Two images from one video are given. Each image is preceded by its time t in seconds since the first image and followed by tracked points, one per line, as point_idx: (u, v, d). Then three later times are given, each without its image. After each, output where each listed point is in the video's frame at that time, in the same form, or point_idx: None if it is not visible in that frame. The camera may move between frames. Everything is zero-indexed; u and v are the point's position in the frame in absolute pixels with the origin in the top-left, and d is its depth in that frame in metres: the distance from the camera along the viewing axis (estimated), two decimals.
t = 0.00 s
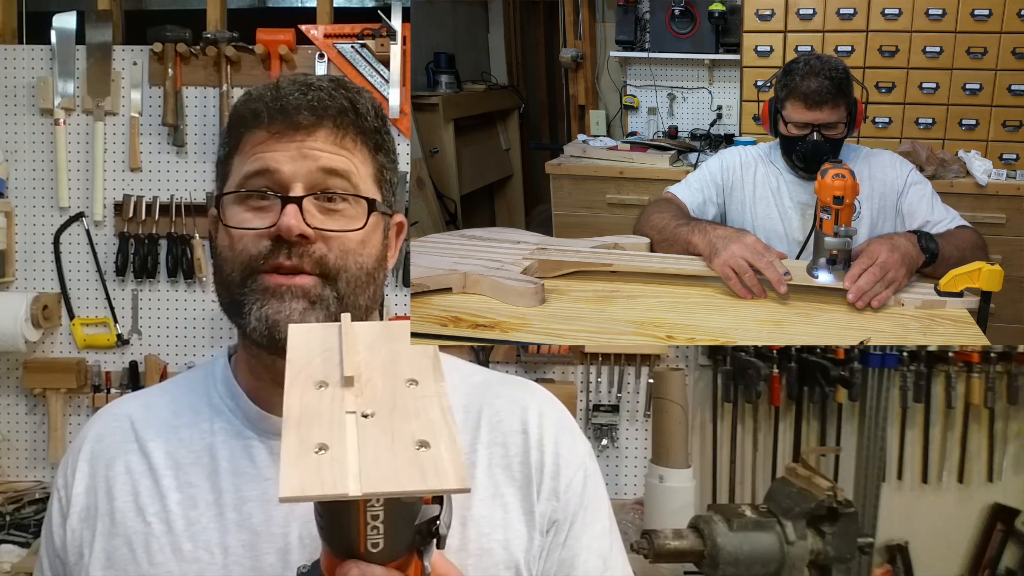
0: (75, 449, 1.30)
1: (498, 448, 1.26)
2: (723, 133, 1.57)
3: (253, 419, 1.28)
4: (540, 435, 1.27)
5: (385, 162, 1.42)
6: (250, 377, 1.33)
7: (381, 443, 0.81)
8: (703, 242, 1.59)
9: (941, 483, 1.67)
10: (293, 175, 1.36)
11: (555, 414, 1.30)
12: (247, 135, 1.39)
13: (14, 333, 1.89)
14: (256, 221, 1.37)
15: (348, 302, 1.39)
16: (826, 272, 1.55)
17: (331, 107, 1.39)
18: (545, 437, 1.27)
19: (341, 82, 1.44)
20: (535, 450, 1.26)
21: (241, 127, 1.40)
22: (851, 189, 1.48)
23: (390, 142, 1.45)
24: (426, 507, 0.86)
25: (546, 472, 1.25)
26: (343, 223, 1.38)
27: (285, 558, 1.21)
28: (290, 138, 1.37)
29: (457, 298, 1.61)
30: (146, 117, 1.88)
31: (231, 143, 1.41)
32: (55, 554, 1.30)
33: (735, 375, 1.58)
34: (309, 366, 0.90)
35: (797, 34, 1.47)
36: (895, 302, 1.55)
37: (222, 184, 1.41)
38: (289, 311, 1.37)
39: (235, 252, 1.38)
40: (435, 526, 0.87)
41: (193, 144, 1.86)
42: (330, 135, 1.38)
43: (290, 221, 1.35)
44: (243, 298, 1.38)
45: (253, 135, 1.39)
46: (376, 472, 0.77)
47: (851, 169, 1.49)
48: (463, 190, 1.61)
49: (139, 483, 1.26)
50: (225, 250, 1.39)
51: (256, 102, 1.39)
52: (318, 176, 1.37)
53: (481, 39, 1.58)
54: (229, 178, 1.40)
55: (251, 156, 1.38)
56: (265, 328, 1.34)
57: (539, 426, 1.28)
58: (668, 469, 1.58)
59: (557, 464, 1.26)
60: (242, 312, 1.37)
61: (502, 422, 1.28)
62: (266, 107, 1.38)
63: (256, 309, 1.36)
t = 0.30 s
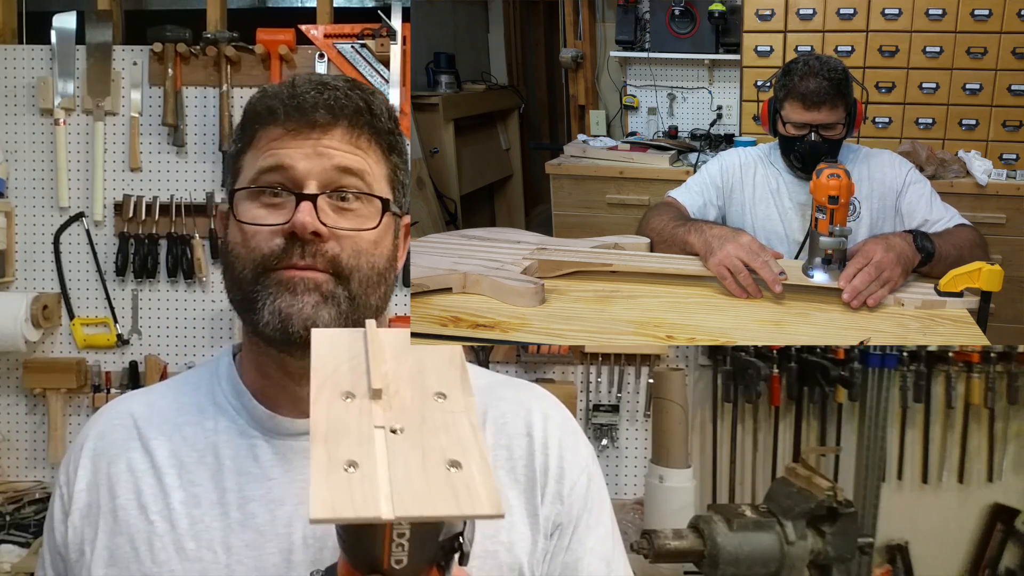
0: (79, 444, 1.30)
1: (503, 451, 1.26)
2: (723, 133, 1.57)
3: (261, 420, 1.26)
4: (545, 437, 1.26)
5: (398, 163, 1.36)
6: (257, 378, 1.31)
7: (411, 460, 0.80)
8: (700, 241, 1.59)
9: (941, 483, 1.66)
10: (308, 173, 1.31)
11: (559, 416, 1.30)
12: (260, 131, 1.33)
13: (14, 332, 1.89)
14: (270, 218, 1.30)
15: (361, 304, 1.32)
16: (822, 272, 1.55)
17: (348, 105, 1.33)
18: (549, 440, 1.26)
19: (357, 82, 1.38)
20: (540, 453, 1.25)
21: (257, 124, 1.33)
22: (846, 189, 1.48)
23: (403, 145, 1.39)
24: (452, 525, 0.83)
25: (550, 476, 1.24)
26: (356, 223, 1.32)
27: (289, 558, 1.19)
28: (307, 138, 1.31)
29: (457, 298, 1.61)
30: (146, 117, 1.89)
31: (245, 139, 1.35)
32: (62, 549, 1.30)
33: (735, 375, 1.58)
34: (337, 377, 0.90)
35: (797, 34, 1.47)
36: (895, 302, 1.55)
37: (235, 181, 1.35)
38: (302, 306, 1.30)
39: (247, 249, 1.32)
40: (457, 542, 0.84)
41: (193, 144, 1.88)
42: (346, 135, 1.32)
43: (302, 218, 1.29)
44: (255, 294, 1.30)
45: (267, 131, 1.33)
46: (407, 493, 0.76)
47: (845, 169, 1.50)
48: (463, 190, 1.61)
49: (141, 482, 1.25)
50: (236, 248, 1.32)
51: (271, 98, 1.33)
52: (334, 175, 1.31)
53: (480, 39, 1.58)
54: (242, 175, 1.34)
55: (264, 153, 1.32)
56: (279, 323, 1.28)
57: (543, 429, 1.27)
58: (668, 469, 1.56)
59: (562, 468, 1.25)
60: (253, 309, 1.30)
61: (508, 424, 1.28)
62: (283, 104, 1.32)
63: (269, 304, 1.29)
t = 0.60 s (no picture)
0: (80, 442, 1.22)
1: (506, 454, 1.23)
2: (723, 133, 1.55)
3: (263, 421, 1.17)
4: (547, 441, 1.23)
5: (402, 164, 1.33)
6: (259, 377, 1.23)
7: (436, 482, 0.71)
8: (696, 241, 1.58)
9: (941, 482, 1.67)
10: (311, 175, 1.26)
11: (562, 419, 1.27)
12: (262, 131, 1.28)
13: (14, 333, 1.88)
14: (272, 219, 1.25)
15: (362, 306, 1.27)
16: (817, 271, 1.53)
17: (352, 107, 1.30)
18: (552, 442, 1.23)
19: (361, 82, 1.34)
20: (542, 456, 1.22)
21: (259, 124, 1.29)
22: (841, 189, 1.48)
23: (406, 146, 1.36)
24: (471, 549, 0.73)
25: (554, 479, 1.20)
26: (360, 224, 1.28)
27: (289, 561, 1.09)
28: (309, 140, 1.27)
29: (457, 298, 1.61)
30: (145, 117, 1.89)
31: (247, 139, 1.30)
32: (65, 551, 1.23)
33: (735, 375, 1.59)
34: (358, 385, 0.80)
35: (797, 34, 1.47)
36: (895, 302, 1.54)
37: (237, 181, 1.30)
38: (305, 306, 1.24)
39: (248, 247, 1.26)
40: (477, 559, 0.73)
41: (193, 144, 1.88)
42: (350, 136, 1.29)
43: (306, 220, 1.24)
44: (260, 295, 1.24)
45: (270, 131, 1.28)
46: (435, 522, 0.66)
47: (840, 168, 1.50)
48: (463, 190, 1.64)
49: (142, 482, 1.16)
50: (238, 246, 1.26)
51: (275, 99, 1.29)
52: (336, 175, 1.27)
53: (481, 39, 1.59)
54: (243, 176, 1.29)
55: (268, 154, 1.27)
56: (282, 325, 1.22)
57: (547, 433, 1.24)
58: (668, 469, 1.57)
59: (565, 471, 1.21)
60: (257, 308, 1.24)
61: (510, 427, 1.25)
62: (287, 105, 1.28)
63: (272, 304, 1.23)
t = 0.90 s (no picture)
0: (77, 439, 1.18)
1: (505, 449, 1.17)
2: (723, 133, 1.55)
3: (264, 420, 1.14)
4: (548, 435, 1.17)
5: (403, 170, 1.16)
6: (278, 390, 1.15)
7: None
8: (693, 240, 1.58)
9: (941, 482, 1.67)
10: (315, 189, 1.09)
11: (563, 415, 1.22)
12: (258, 142, 1.10)
13: (13, 333, 1.87)
14: (280, 239, 1.08)
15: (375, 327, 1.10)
16: (814, 271, 1.53)
17: (353, 114, 1.11)
18: (553, 438, 1.18)
19: (355, 83, 1.15)
20: (543, 451, 1.17)
21: (253, 134, 1.10)
22: (837, 189, 1.47)
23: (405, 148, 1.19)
24: None
25: (555, 474, 1.16)
26: (367, 238, 1.10)
27: (292, 558, 1.08)
28: (310, 151, 1.09)
29: (457, 298, 1.61)
30: (146, 117, 1.89)
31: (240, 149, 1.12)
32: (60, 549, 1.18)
33: (735, 375, 1.58)
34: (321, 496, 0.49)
35: (797, 34, 1.47)
36: (896, 302, 1.54)
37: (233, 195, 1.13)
38: (320, 342, 1.07)
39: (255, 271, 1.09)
40: None
41: (193, 144, 1.89)
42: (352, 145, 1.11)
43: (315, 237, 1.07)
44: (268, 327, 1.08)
45: (266, 142, 1.10)
46: None
47: (837, 168, 1.49)
48: (463, 190, 1.65)
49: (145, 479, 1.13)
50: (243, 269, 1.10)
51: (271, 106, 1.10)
52: (341, 189, 1.10)
53: (480, 39, 1.60)
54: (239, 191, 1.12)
55: (268, 169, 1.10)
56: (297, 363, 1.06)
57: (547, 427, 1.19)
58: (668, 469, 1.59)
59: (566, 466, 1.17)
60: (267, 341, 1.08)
61: (509, 424, 1.19)
62: (285, 114, 1.09)
63: (284, 340, 1.07)
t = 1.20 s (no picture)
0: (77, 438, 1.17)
1: (506, 449, 1.17)
2: (723, 133, 1.56)
3: (263, 419, 1.13)
4: (550, 435, 1.17)
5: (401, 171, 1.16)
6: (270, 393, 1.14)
7: None
8: (690, 237, 1.58)
9: (941, 482, 1.66)
10: (310, 197, 1.08)
11: (564, 416, 1.21)
12: (252, 148, 1.09)
13: (14, 333, 1.87)
14: (275, 243, 1.08)
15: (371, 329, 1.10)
16: (810, 271, 1.52)
17: (349, 118, 1.10)
18: (554, 438, 1.17)
19: (354, 87, 1.14)
20: (544, 451, 1.16)
21: (248, 139, 1.10)
22: (834, 188, 1.47)
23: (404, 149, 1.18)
24: None
25: (557, 473, 1.16)
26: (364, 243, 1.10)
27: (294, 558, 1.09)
28: (305, 157, 1.08)
29: (457, 298, 1.61)
30: (146, 117, 1.90)
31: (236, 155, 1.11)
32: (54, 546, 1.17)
33: (735, 375, 1.58)
34: None
35: (797, 34, 1.47)
36: (895, 302, 1.53)
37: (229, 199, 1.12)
38: (313, 338, 1.07)
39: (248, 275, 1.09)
40: None
41: (193, 144, 1.89)
42: (348, 150, 1.10)
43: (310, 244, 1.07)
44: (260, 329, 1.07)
45: (261, 148, 1.09)
46: None
47: (834, 168, 1.49)
48: (463, 190, 1.64)
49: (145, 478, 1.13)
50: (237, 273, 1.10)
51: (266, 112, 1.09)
52: (336, 196, 1.09)
53: (481, 39, 1.60)
54: (235, 195, 1.11)
55: (264, 175, 1.09)
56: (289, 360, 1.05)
57: (548, 426, 1.18)
58: (668, 469, 1.58)
59: (568, 465, 1.17)
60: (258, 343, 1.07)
61: (510, 423, 1.18)
62: (279, 120, 1.08)
63: (277, 339, 1.06)
